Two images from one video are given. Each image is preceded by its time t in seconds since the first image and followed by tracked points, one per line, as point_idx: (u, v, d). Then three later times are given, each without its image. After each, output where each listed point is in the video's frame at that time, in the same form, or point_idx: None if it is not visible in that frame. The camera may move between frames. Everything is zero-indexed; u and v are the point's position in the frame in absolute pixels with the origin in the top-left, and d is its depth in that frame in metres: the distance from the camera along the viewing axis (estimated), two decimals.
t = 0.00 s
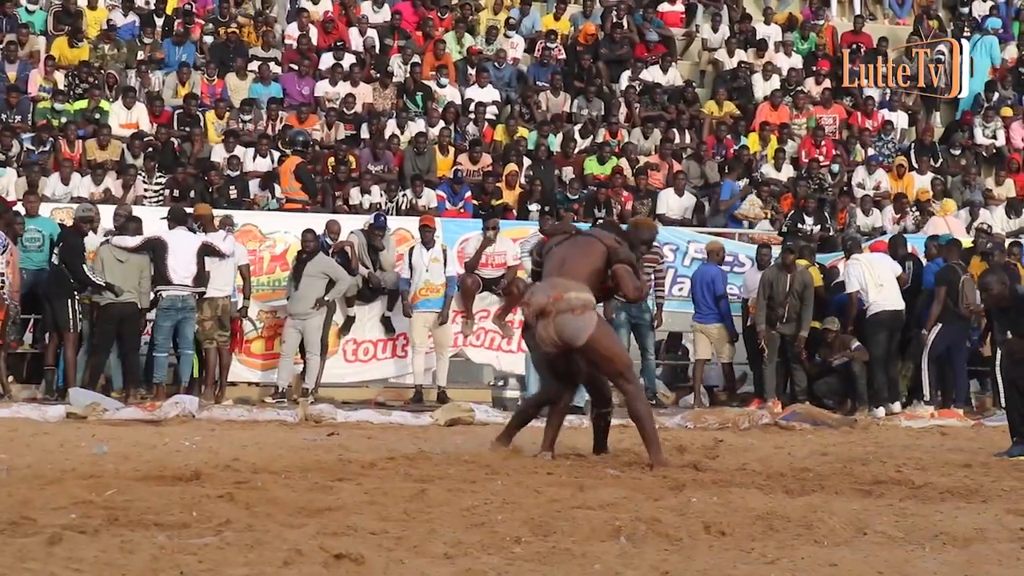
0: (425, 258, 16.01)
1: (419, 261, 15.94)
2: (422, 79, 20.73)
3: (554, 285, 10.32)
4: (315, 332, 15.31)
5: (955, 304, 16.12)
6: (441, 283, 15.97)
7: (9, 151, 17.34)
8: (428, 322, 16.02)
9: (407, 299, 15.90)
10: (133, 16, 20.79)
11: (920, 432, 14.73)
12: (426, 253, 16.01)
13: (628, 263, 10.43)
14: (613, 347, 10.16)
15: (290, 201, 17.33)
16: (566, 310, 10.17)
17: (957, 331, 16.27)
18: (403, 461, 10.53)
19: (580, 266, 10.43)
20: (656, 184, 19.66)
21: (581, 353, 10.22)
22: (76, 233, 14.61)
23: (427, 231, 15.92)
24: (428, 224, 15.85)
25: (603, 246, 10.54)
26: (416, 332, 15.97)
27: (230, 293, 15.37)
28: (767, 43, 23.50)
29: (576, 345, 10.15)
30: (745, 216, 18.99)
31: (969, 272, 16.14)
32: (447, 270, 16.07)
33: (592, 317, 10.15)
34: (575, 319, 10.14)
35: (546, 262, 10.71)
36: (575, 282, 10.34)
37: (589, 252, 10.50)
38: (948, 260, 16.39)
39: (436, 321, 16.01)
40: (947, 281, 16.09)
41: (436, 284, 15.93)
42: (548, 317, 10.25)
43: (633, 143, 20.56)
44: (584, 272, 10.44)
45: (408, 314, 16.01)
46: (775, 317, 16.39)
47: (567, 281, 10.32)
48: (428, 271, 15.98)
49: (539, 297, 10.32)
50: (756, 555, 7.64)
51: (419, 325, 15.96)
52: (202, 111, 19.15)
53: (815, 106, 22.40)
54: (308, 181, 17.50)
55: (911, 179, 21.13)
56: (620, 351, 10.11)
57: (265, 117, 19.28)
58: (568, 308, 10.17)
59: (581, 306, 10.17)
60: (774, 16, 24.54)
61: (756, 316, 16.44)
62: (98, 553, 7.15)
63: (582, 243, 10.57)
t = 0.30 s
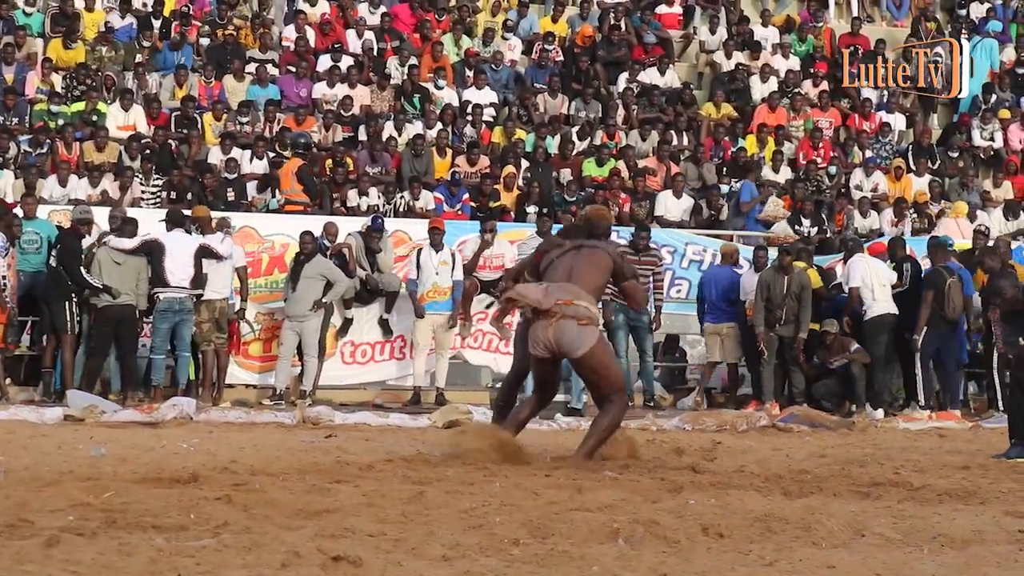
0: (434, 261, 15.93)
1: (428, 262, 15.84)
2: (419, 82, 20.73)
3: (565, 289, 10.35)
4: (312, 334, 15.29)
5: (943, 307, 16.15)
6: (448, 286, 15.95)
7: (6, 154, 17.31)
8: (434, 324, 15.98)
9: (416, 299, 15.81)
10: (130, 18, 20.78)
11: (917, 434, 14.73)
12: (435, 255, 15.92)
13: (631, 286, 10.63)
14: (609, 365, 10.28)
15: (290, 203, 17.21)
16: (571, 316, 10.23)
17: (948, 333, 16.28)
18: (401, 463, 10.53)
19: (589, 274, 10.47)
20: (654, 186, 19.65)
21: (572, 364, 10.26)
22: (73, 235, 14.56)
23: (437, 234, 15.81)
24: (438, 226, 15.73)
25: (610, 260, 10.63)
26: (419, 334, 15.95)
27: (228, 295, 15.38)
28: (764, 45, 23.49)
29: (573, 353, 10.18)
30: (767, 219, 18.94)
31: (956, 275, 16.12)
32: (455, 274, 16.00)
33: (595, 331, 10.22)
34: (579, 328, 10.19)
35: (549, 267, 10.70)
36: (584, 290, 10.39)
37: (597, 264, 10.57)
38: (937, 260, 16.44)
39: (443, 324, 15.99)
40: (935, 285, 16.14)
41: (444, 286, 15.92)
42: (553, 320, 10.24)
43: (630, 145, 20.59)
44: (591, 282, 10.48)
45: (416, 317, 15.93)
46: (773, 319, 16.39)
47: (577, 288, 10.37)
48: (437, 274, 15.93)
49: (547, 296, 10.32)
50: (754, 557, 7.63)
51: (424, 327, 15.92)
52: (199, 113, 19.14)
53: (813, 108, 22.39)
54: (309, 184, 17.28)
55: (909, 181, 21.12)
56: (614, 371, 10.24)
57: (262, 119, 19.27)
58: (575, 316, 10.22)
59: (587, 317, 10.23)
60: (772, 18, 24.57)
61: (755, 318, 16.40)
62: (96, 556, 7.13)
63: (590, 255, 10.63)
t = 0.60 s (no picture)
0: (446, 261, 15.87)
1: (440, 263, 15.79)
2: (424, 83, 20.75)
3: (565, 277, 10.35)
4: (318, 335, 15.29)
5: (937, 307, 16.27)
6: (460, 286, 15.92)
7: (10, 155, 17.31)
8: (445, 324, 15.89)
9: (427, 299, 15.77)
10: (134, 19, 20.81)
11: (923, 434, 14.72)
12: (448, 256, 15.88)
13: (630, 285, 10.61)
14: (611, 350, 10.21)
15: (299, 204, 17.26)
16: (572, 302, 10.21)
17: (944, 331, 16.41)
18: (406, 464, 10.53)
19: (589, 266, 10.48)
20: (659, 186, 19.66)
21: (574, 353, 10.20)
22: (79, 236, 14.59)
23: (449, 235, 15.78)
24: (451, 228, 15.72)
25: (609, 261, 10.60)
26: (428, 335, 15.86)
27: (232, 296, 15.36)
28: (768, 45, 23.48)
29: (574, 338, 10.12)
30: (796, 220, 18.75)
31: (950, 274, 16.27)
32: (466, 275, 15.97)
33: (595, 319, 10.20)
34: (580, 314, 10.17)
35: (547, 261, 10.69)
36: (584, 279, 10.40)
37: (597, 258, 10.58)
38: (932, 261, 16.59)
39: (453, 325, 15.88)
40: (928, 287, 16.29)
41: (455, 287, 15.88)
42: (553, 306, 10.22)
43: (635, 146, 20.60)
44: (591, 274, 10.48)
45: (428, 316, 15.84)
46: (778, 319, 16.35)
47: (577, 275, 10.38)
48: (449, 274, 15.87)
49: (548, 283, 10.31)
50: (760, 558, 7.62)
51: (435, 327, 15.84)
52: (203, 115, 19.16)
53: (817, 109, 22.41)
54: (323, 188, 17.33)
55: (914, 181, 21.11)
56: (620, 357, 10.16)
57: (266, 121, 19.27)
58: (576, 301, 10.21)
59: (588, 304, 10.23)
60: (776, 19, 24.56)
61: (760, 318, 16.37)
62: (101, 557, 7.14)
63: (590, 253, 10.63)
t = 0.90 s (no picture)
0: (454, 261, 15.84)
1: (448, 263, 15.77)
2: (429, 84, 20.78)
3: (572, 275, 10.37)
4: (323, 336, 15.31)
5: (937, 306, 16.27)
6: (467, 286, 15.88)
7: (16, 155, 17.32)
8: (452, 324, 15.91)
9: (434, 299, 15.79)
10: (140, 20, 20.84)
11: (928, 435, 14.70)
12: (455, 256, 15.84)
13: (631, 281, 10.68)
14: (622, 346, 10.25)
15: (318, 207, 17.57)
16: (583, 299, 10.24)
17: (944, 331, 16.36)
18: (412, 465, 10.54)
19: (594, 264, 10.52)
20: (664, 187, 19.67)
21: (585, 349, 10.22)
22: (84, 237, 14.60)
23: (457, 235, 15.76)
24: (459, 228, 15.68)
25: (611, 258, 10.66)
26: (435, 335, 15.88)
27: (238, 297, 15.38)
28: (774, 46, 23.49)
29: (586, 335, 10.13)
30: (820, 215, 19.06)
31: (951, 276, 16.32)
32: (474, 276, 15.93)
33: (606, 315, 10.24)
34: (591, 310, 10.20)
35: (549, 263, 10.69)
36: (590, 276, 10.43)
37: (600, 256, 10.62)
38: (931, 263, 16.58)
39: (460, 325, 15.90)
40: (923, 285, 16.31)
41: (463, 287, 15.84)
42: (564, 304, 10.22)
43: (640, 147, 20.61)
44: (597, 271, 10.51)
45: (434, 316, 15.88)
46: (784, 320, 16.38)
47: (584, 273, 10.41)
48: (457, 274, 15.85)
49: (557, 282, 10.31)
50: (765, 559, 7.63)
51: (441, 327, 15.85)
52: (209, 116, 19.20)
53: (821, 111, 22.23)
54: (339, 190, 17.76)
55: (920, 182, 21.13)
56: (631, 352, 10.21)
57: (272, 121, 19.28)
58: (586, 299, 10.24)
59: (598, 300, 10.27)
60: (782, 19, 24.56)
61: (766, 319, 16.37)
62: (107, 557, 7.15)
63: (592, 251, 10.68)
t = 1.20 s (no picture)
0: (455, 261, 15.83)
1: (449, 263, 15.77)
2: (432, 84, 20.79)
3: (594, 286, 10.38)
4: (326, 337, 15.29)
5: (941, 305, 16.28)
6: (469, 287, 15.86)
7: (20, 156, 17.32)
8: (454, 325, 15.90)
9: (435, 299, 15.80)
10: (144, 21, 20.84)
11: (931, 436, 14.69)
12: (457, 257, 15.83)
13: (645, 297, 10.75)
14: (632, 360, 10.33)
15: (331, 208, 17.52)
16: (601, 313, 10.27)
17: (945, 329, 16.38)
18: (415, 466, 10.54)
19: (614, 277, 10.54)
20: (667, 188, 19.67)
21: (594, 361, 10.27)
22: (87, 238, 14.61)
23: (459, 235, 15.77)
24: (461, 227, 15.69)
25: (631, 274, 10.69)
26: (438, 335, 15.89)
27: (241, 298, 15.38)
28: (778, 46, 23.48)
29: (602, 347, 10.18)
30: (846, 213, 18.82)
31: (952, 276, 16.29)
32: (476, 276, 15.91)
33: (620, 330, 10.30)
34: (609, 324, 10.25)
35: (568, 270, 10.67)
36: (610, 290, 10.46)
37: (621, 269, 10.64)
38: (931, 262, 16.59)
39: (462, 326, 15.90)
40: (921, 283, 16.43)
41: (464, 287, 15.82)
42: (584, 315, 10.23)
43: (643, 147, 20.60)
44: (616, 285, 10.54)
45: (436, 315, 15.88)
46: (790, 321, 16.32)
47: (605, 286, 10.43)
48: (458, 274, 15.83)
49: (578, 291, 10.31)
50: (769, 559, 7.62)
51: (443, 327, 15.85)
52: (212, 117, 19.21)
53: (826, 111, 22.30)
54: (350, 189, 17.65)
55: (923, 183, 21.14)
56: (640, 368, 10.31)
57: (276, 122, 19.27)
58: (605, 312, 10.27)
59: (616, 315, 10.31)
60: (786, 20, 24.55)
61: (771, 320, 16.33)
62: (110, 558, 7.15)
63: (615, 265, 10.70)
